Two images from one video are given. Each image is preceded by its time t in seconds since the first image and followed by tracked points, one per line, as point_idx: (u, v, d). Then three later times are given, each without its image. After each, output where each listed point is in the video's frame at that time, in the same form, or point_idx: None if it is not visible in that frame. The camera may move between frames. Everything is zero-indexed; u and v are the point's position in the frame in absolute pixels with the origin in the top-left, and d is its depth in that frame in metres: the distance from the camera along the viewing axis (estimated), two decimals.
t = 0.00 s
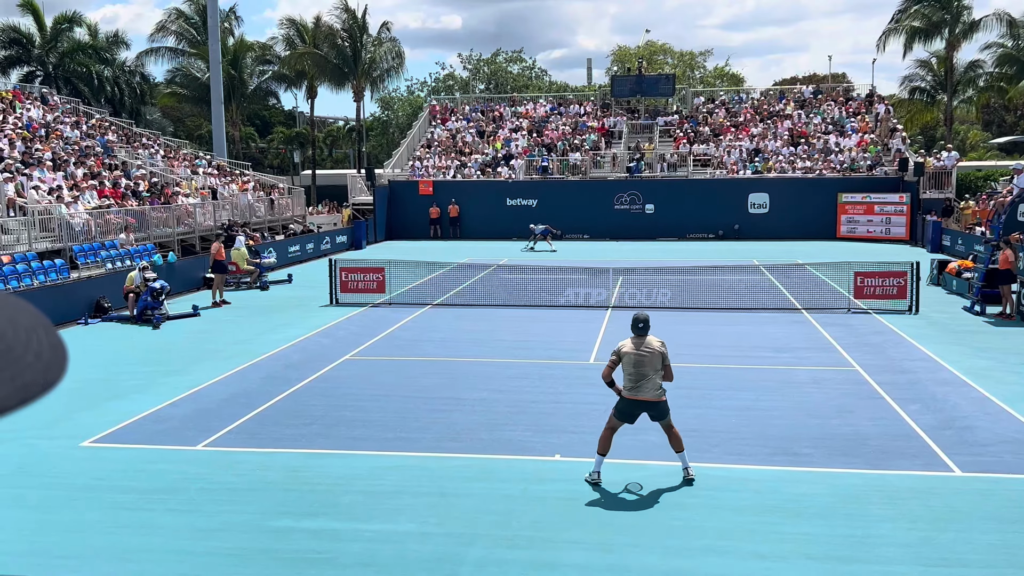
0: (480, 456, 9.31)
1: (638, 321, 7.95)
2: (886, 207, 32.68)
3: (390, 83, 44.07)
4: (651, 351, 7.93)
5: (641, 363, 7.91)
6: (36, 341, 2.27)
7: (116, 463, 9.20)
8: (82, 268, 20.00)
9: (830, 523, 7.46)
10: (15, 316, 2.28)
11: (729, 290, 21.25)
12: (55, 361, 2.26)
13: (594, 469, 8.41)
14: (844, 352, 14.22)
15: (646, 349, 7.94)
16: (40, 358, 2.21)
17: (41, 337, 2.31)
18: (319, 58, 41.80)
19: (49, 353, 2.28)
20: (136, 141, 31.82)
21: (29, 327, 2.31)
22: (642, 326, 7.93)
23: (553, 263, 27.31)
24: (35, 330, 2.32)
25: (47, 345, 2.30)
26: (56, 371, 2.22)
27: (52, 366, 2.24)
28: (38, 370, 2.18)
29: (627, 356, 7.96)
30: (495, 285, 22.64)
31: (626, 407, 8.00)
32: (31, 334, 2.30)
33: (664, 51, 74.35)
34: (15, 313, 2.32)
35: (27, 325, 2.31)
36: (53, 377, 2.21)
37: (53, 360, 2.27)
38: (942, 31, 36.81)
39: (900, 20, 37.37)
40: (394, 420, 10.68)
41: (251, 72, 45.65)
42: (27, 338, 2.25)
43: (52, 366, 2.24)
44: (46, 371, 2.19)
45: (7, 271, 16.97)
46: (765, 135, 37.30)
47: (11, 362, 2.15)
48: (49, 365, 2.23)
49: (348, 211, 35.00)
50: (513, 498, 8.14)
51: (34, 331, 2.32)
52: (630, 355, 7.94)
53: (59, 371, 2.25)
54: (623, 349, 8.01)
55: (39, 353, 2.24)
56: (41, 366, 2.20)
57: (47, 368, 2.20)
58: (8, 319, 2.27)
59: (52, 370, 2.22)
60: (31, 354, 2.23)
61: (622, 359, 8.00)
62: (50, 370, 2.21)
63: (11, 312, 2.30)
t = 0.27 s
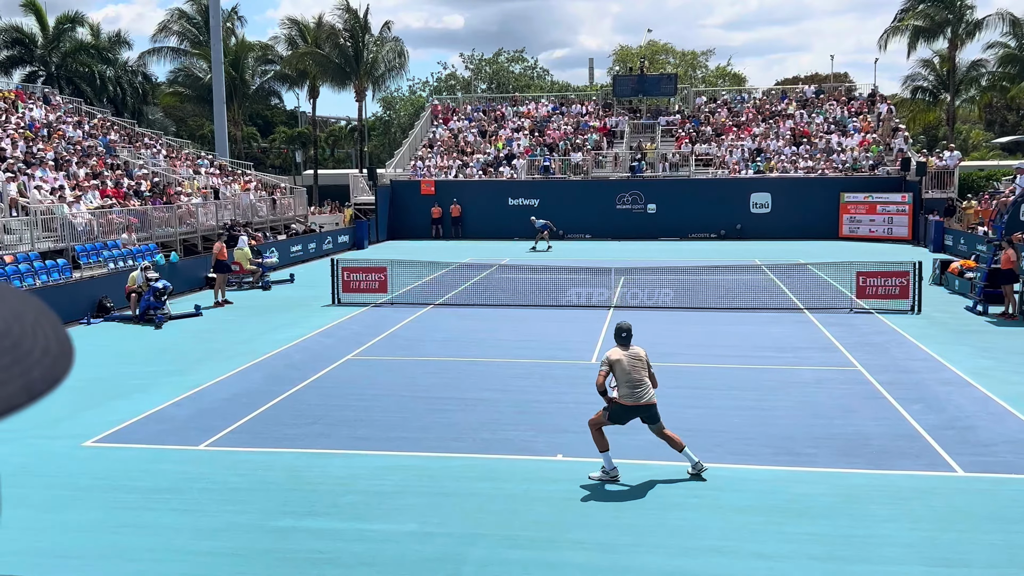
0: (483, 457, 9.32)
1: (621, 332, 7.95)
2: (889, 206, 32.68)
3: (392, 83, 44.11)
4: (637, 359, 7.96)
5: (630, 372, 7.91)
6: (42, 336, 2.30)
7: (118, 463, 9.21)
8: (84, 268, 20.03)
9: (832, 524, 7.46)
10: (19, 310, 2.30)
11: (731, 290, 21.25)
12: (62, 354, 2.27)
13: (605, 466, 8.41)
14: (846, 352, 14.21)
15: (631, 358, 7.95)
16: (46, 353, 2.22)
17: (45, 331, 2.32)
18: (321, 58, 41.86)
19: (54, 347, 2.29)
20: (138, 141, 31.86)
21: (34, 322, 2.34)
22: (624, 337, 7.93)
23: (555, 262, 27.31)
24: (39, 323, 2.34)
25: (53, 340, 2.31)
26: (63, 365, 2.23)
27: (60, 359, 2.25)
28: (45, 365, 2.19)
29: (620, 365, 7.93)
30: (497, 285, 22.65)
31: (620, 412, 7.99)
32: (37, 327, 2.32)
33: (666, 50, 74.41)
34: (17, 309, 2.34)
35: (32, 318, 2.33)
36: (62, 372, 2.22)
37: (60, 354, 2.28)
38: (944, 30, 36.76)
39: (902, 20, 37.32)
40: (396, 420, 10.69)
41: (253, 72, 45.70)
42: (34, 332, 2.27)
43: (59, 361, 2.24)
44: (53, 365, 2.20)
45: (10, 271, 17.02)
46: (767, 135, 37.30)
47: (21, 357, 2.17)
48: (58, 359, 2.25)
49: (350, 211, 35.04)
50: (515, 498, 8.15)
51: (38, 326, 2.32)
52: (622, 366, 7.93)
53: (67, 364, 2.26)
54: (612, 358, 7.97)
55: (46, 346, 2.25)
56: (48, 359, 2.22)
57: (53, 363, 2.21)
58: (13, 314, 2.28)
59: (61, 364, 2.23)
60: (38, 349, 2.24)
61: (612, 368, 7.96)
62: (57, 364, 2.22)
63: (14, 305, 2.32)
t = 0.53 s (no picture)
0: (484, 456, 9.31)
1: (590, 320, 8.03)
2: (891, 206, 32.63)
3: (395, 83, 44.12)
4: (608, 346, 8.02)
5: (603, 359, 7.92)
6: (39, 334, 2.28)
7: (120, 463, 9.22)
8: (86, 268, 20.05)
9: (834, 524, 7.45)
10: (16, 306, 2.27)
11: (733, 290, 21.22)
12: (60, 352, 2.25)
13: (582, 471, 8.20)
14: (848, 352, 14.18)
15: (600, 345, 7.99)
16: (43, 354, 2.19)
17: (43, 329, 2.31)
18: (323, 58, 41.95)
19: (50, 345, 2.27)
20: (140, 141, 31.88)
21: (31, 319, 2.33)
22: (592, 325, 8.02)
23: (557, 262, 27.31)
24: (36, 322, 2.33)
25: (50, 336, 2.30)
26: (61, 364, 2.20)
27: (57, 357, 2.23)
28: (43, 364, 2.16)
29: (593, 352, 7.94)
30: (499, 285, 22.64)
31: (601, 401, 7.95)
32: (34, 324, 2.31)
33: (668, 50, 74.44)
34: (16, 307, 2.33)
35: (30, 316, 2.31)
36: (60, 370, 2.20)
37: (58, 353, 2.26)
38: (947, 30, 36.70)
39: (904, 19, 37.27)
40: (398, 420, 10.68)
41: (255, 72, 45.73)
42: (30, 329, 2.25)
43: (57, 361, 2.22)
44: (51, 364, 2.18)
45: (12, 271, 17.05)
46: (769, 135, 37.27)
47: (19, 354, 2.14)
48: (54, 359, 2.22)
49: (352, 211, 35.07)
50: (516, 498, 8.15)
51: (35, 326, 2.30)
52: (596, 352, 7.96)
53: (64, 364, 2.23)
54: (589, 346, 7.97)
55: (42, 346, 2.22)
56: (43, 358, 2.19)
57: (51, 362, 2.18)
58: (10, 311, 2.26)
59: (59, 362, 2.21)
60: (36, 348, 2.22)
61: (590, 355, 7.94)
62: (55, 361, 2.20)
63: (12, 303, 2.30)
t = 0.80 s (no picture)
0: (485, 456, 9.32)
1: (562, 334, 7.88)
2: (892, 206, 32.61)
3: (396, 83, 44.13)
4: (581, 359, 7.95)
5: (581, 373, 7.85)
6: (35, 336, 2.27)
7: (121, 463, 9.23)
8: (88, 268, 20.06)
9: (835, 524, 7.44)
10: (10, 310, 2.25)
11: (734, 290, 21.21)
12: (55, 355, 2.24)
13: (547, 484, 8.01)
14: (849, 352, 14.17)
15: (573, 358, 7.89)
16: (38, 355, 2.17)
17: (40, 332, 2.30)
18: (325, 58, 41.96)
19: (45, 348, 2.25)
20: (141, 141, 31.89)
21: (27, 320, 2.33)
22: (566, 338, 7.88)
23: (558, 262, 27.30)
24: (33, 325, 2.33)
25: (45, 338, 2.29)
26: (56, 366, 2.18)
27: (54, 359, 2.23)
28: (39, 365, 2.16)
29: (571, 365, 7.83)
30: (500, 285, 22.65)
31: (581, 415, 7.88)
32: (30, 327, 2.32)
33: (669, 50, 74.45)
34: (10, 307, 2.32)
35: (27, 322, 2.31)
36: (53, 372, 2.18)
37: (52, 355, 2.24)
38: (948, 30, 36.66)
39: (906, 19, 37.24)
40: (398, 420, 10.68)
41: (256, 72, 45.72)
42: (26, 333, 2.24)
43: (52, 362, 2.21)
44: (46, 366, 2.16)
45: (14, 271, 17.08)
46: (771, 135, 37.26)
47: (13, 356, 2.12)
48: (49, 361, 2.21)
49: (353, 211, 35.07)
50: (517, 497, 8.16)
51: (32, 329, 2.29)
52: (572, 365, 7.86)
53: (59, 366, 2.22)
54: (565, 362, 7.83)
55: (37, 349, 2.21)
56: (41, 361, 2.18)
57: (47, 363, 2.18)
58: (7, 313, 2.25)
59: (53, 365, 2.19)
60: (32, 349, 2.21)
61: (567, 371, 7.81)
62: (50, 363, 2.19)
63: (10, 306, 2.30)
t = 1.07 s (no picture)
0: (485, 456, 9.31)
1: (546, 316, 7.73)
2: (893, 206, 32.58)
3: (396, 83, 44.13)
4: (569, 345, 7.76)
5: (569, 359, 7.64)
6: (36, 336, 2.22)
7: (121, 463, 9.23)
8: (88, 268, 20.06)
9: (835, 524, 7.44)
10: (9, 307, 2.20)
11: (734, 290, 21.21)
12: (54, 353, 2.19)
13: (579, 479, 7.94)
14: (850, 352, 14.16)
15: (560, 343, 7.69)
16: (36, 351, 2.13)
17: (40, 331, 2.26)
18: (325, 58, 41.94)
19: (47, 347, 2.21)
20: (142, 141, 31.90)
21: (26, 320, 2.26)
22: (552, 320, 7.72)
23: (558, 262, 27.31)
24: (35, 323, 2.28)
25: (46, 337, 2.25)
26: (53, 363, 2.15)
27: (50, 359, 2.16)
28: (37, 363, 2.10)
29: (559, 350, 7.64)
30: (500, 284, 22.65)
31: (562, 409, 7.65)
32: (28, 326, 2.24)
33: (669, 50, 74.48)
34: (8, 306, 2.24)
35: (24, 321, 2.23)
36: (52, 370, 2.14)
37: (50, 354, 2.20)
38: (948, 30, 36.63)
39: (906, 19, 37.21)
40: (398, 420, 10.68)
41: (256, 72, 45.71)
42: (25, 331, 2.17)
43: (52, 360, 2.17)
44: (44, 364, 2.12)
45: (14, 271, 17.08)
46: (771, 134, 37.26)
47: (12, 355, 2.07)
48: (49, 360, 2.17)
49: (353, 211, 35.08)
50: (517, 497, 8.15)
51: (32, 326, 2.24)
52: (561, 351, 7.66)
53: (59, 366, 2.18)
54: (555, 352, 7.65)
55: (37, 347, 2.16)
56: (41, 358, 2.15)
57: (45, 362, 2.12)
58: (6, 310, 2.22)
59: (49, 365, 2.14)
60: (31, 347, 2.14)
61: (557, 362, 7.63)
62: (48, 361, 2.15)
63: (6, 304, 2.22)
